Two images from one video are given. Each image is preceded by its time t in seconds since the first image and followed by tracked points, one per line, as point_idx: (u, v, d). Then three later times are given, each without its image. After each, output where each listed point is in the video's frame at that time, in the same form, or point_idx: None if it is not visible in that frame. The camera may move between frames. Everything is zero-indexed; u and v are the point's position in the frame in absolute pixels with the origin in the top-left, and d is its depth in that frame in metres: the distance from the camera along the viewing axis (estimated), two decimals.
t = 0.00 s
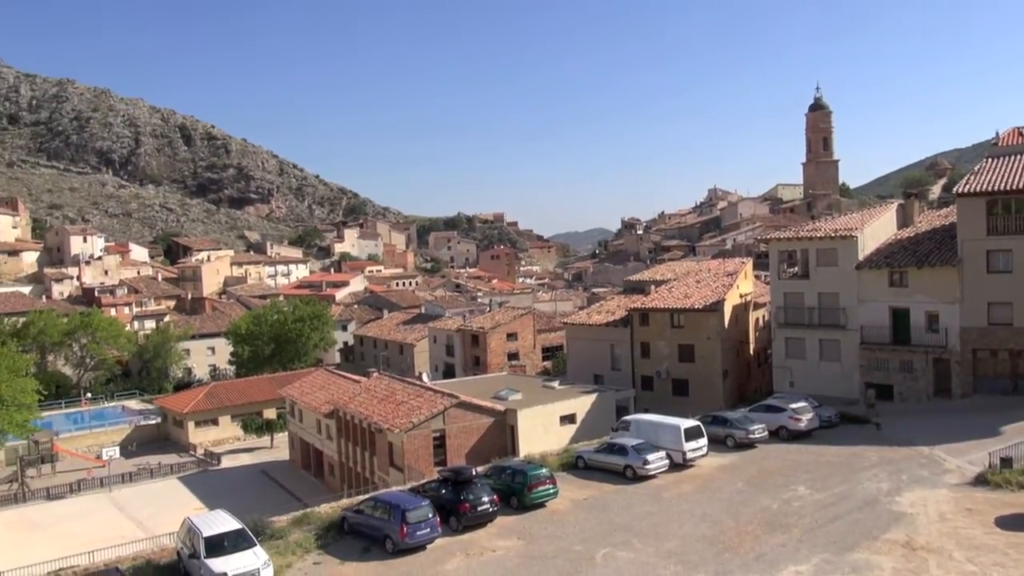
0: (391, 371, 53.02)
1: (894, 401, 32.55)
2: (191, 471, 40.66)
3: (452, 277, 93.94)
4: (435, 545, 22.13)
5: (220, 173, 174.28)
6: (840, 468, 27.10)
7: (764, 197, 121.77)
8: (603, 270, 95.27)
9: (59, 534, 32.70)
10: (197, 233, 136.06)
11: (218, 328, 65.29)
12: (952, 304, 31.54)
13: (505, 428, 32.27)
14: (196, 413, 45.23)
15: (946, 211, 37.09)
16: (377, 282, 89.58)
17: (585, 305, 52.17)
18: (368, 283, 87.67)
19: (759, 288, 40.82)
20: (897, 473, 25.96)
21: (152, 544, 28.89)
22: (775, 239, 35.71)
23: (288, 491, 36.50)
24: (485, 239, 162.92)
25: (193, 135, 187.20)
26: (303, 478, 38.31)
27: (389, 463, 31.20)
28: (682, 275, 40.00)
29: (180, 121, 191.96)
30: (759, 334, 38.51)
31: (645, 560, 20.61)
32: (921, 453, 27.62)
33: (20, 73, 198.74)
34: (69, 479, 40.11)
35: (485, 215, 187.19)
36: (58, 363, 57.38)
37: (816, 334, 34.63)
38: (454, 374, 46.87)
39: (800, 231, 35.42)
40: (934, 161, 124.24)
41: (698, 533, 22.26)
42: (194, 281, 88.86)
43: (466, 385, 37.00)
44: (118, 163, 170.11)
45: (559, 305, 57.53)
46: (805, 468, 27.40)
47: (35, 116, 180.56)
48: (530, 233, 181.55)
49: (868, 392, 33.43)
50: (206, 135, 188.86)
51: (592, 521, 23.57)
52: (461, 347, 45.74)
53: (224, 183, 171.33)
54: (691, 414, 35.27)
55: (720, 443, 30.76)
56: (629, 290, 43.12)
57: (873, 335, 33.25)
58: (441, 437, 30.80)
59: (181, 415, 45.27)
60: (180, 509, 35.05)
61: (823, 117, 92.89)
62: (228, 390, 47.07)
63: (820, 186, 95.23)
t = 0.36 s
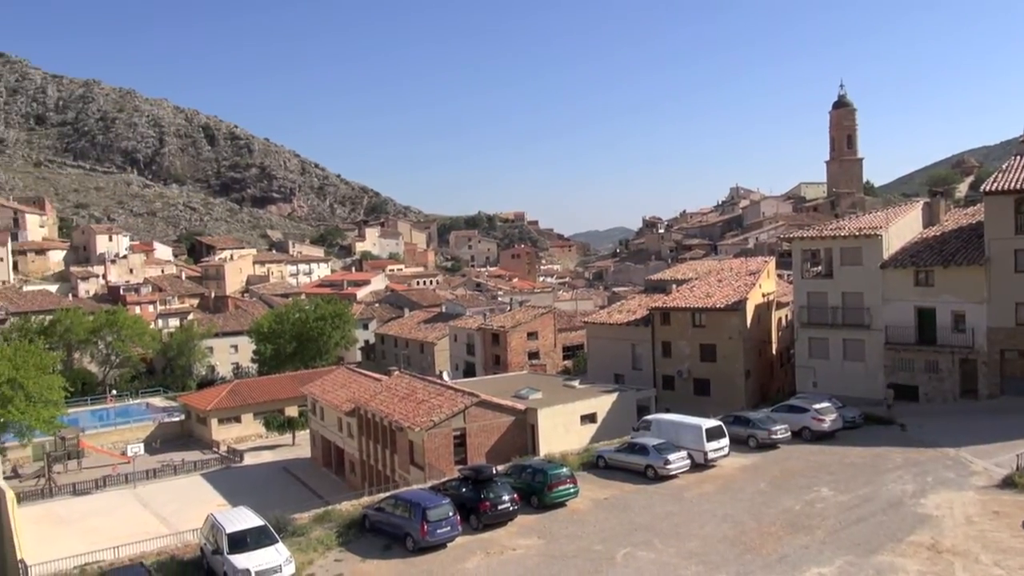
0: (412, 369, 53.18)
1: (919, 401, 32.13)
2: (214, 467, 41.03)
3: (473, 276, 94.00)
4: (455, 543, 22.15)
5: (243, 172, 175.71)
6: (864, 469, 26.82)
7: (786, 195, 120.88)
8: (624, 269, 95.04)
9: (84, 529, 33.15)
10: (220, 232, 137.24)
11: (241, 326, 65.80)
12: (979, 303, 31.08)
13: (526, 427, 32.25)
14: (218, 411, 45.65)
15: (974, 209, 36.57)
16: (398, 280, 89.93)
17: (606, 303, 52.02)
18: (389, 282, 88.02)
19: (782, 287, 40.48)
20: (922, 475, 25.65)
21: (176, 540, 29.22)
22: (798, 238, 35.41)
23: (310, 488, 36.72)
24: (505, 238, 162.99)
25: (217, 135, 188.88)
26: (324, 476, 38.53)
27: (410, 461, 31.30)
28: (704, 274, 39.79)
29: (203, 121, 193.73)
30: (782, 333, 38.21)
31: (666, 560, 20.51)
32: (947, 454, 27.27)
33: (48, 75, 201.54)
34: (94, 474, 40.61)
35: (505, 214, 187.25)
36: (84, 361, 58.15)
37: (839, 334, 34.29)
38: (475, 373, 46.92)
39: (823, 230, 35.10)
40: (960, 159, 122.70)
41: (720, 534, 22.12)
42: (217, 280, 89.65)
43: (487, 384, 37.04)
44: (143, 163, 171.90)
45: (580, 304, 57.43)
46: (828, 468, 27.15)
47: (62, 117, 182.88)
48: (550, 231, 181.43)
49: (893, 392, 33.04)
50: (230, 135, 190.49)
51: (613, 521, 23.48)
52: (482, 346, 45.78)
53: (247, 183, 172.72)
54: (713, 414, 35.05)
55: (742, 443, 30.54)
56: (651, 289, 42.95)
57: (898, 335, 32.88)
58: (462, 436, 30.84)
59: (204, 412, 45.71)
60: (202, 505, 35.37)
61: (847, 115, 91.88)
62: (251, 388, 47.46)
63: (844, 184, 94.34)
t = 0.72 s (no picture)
0: (433, 368, 53.33)
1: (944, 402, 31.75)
2: (237, 465, 41.37)
3: (494, 274, 94.15)
4: (475, 542, 22.19)
5: (266, 172, 177.01)
6: (888, 470, 26.55)
7: (810, 194, 120.03)
8: (646, 268, 94.79)
9: (109, 525, 33.52)
10: (243, 231, 138.29)
11: (263, 324, 66.27)
12: (1006, 304, 30.64)
13: (546, 426, 32.21)
14: (241, 409, 46.02)
15: (1002, 208, 36.04)
16: (419, 279, 90.18)
17: (627, 303, 51.88)
18: (410, 281, 88.34)
19: (805, 287, 40.16)
20: (948, 477, 25.35)
21: (199, 536, 29.49)
22: (822, 237, 35.13)
23: (331, 486, 36.92)
24: (526, 237, 163.00)
25: (240, 135, 190.39)
26: (346, 473, 38.77)
27: (430, 459, 31.40)
28: (726, 274, 39.56)
29: (227, 121, 195.39)
30: (805, 333, 37.94)
31: (687, 561, 20.42)
32: (973, 457, 26.92)
33: (75, 76, 204.05)
34: (119, 471, 41.07)
35: (526, 213, 187.26)
36: (109, 358, 58.76)
37: (863, 335, 34.01)
38: (495, 372, 46.94)
39: (847, 230, 34.79)
40: (988, 158, 121.17)
41: (743, 535, 22.00)
42: (240, 279, 90.36)
43: (507, 383, 37.06)
44: (167, 163, 173.53)
45: (601, 303, 57.33)
46: (852, 470, 26.91)
47: (88, 117, 185.04)
48: (571, 230, 181.22)
49: (918, 393, 32.68)
50: (253, 135, 191.99)
51: (633, 520, 23.42)
52: (502, 345, 45.81)
53: (270, 182, 173.98)
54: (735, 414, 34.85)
55: (765, 444, 30.36)
56: (672, 289, 42.79)
57: (923, 336, 32.49)
58: (483, 435, 30.86)
59: (227, 410, 46.10)
60: (225, 502, 35.65)
61: (872, 113, 90.96)
62: (273, 386, 47.82)
63: (868, 183, 93.53)
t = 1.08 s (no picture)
0: (454, 368, 53.44)
1: (969, 404, 31.39)
2: (259, 463, 41.65)
3: (516, 274, 94.15)
4: (496, 541, 22.20)
5: (288, 172, 178.21)
6: (912, 473, 26.28)
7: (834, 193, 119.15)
8: (667, 268, 94.50)
9: (134, 521, 33.85)
10: (265, 230, 139.18)
11: (285, 323, 66.65)
12: None
13: (567, 425, 32.18)
14: (263, 407, 46.31)
15: None
16: (440, 279, 90.37)
17: (649, 303, 51.74)
18: (431, 280, 88.57)
19: (829, 287, 39.86)
20: (973, 480, 25.07)
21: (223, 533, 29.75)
22: (845, 237, 34.89)
23: (352, 484, 37.12)
24: (547, 236, 162.95)
25: (263, 135, 191.72)
26: (367, 472, 38.94)
27: (451, 458, 31.48)
28: (749, 274, 39.36)
29: (249, 121, 196.76)
30: (828, 334, 37.67)
31: (709, 562, 20.33)
32: (998, 459, 26.60)
33: (100, 76, 206.16)
34: (143, 468, 41.45)
35: (547, 213, 187.11)
36: (134, 356, 59.40)
37: (887, 335, 33.72)
38: (516, 372, 46.95)
39: (872, 229, 34.51)
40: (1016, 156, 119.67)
41: (765, 536, 21.89)
42: (262, 278, 90.93)
43: (528, 382, 37.06)
44: (191, 163, 174.89)
45: (623, 303, 57.20)
46: (875, 472, 26.67)
47: (114, 117, 186.97)
48: (592, 229, 180.94)
49: (943, 395, 32.29)
50: (275, 135, 193.26)
51: (654, 521, 23.36)
52: (523, 345, 45.80)
53: (292, 182, 175.18)
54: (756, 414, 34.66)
55: (787, 445, 30.16)
56: (694, 288, 42.63)
57: (948, 336, 32.11)
58: (503, 434, 30.87)
59: (250, 408, 46.42)
60: (248, 500, 35.90)
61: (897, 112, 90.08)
62: (295, 384, 48.11)
63: (894, 182, 92.71)
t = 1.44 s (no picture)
0: (474, 367, 53.53)
1: (994, 406, 30.95)
2: (281, 461, 41.94)
3: (536, 274, 94.12)
4: (516, 541, 22.22)
5: (310, 172, 179.33)
6: (937, 475, 25.98)
7: (857, 193, 118.14)
8: (689, 268, 94.11)
9: (157, 518, 34.22)
10: (287, 229, 140.10)
11: (307, 322, 67.05)
12: None
13: (588, 426, 32.12)
14: (285, 405, 46.58)
15: None
16: (461, 278, 90.49)
17: (670, 303, 51.55)
18: (452, 280, 88.79)
19: (852, 287, 39.50)
20: (999, 483, 24.74)
21: (245, 530, 30.00)
22: (869, 237, 34.59)
23: (373, 483, 37.29)
24: (567, 236, 162.80)
25: (285, 134, 193.04)
26: (388, 471, 39.09)
27: (471, 457, 31.52)
28: (771, 274, 39.09)
29: (272, 121, 198.21)
30: (852, 334, 37.34)
31: (730, 563, 20.22)
32: None
33: (125, 78, 208.36)
34: (167, 465, 41.85)
35: (567, 212, 186.72)
36: (157, 354, 60.02)
37: (912, 336, 33.38)
38: (536, 371, 46.93)
39: (896, 229, 34.18)
40: None
41: (787, 538, 21.73)
42: (284, 277, 91.63)
43: (549, 382, 37.04)
44: (215, 162, 176.22)
45: (643, 303, 57.06)
46: (899, 474, 26.39)
47: (138, 118, 188.90)
48: (612, 229, 180.59)
49: (969, 396, 31.84)
50: (297, 135, 194.55)
51: (675, 522, 23.26)
52: (543, 344, 45.79)
53: (313, 182, 176.24)
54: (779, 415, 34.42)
55: (810, 446, 29.92)
56: (716, 288, 42.41)
57: (974, 338, 31.66)
58: (523, 433, 30.85)
59: (272, 406, 46.71)
60: (270, 497, 36.17)
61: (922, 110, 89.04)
62: (317, 383, 48.38)
63: (919, 181, 91.78)
